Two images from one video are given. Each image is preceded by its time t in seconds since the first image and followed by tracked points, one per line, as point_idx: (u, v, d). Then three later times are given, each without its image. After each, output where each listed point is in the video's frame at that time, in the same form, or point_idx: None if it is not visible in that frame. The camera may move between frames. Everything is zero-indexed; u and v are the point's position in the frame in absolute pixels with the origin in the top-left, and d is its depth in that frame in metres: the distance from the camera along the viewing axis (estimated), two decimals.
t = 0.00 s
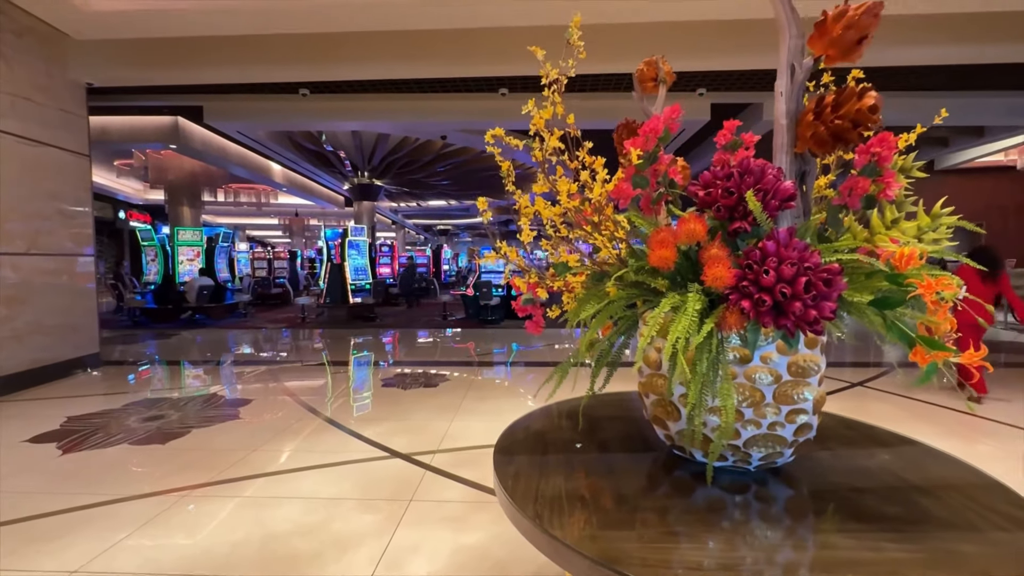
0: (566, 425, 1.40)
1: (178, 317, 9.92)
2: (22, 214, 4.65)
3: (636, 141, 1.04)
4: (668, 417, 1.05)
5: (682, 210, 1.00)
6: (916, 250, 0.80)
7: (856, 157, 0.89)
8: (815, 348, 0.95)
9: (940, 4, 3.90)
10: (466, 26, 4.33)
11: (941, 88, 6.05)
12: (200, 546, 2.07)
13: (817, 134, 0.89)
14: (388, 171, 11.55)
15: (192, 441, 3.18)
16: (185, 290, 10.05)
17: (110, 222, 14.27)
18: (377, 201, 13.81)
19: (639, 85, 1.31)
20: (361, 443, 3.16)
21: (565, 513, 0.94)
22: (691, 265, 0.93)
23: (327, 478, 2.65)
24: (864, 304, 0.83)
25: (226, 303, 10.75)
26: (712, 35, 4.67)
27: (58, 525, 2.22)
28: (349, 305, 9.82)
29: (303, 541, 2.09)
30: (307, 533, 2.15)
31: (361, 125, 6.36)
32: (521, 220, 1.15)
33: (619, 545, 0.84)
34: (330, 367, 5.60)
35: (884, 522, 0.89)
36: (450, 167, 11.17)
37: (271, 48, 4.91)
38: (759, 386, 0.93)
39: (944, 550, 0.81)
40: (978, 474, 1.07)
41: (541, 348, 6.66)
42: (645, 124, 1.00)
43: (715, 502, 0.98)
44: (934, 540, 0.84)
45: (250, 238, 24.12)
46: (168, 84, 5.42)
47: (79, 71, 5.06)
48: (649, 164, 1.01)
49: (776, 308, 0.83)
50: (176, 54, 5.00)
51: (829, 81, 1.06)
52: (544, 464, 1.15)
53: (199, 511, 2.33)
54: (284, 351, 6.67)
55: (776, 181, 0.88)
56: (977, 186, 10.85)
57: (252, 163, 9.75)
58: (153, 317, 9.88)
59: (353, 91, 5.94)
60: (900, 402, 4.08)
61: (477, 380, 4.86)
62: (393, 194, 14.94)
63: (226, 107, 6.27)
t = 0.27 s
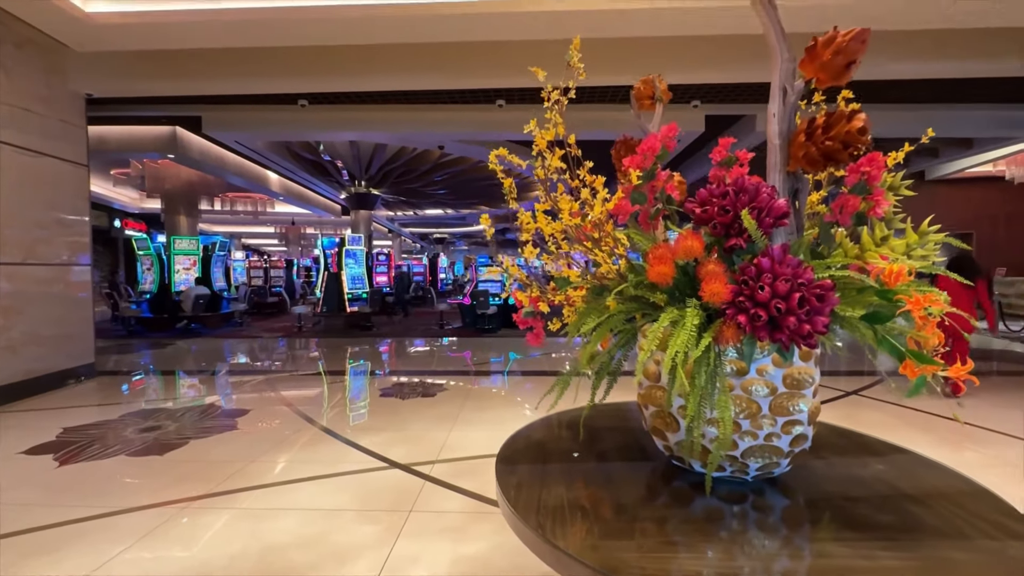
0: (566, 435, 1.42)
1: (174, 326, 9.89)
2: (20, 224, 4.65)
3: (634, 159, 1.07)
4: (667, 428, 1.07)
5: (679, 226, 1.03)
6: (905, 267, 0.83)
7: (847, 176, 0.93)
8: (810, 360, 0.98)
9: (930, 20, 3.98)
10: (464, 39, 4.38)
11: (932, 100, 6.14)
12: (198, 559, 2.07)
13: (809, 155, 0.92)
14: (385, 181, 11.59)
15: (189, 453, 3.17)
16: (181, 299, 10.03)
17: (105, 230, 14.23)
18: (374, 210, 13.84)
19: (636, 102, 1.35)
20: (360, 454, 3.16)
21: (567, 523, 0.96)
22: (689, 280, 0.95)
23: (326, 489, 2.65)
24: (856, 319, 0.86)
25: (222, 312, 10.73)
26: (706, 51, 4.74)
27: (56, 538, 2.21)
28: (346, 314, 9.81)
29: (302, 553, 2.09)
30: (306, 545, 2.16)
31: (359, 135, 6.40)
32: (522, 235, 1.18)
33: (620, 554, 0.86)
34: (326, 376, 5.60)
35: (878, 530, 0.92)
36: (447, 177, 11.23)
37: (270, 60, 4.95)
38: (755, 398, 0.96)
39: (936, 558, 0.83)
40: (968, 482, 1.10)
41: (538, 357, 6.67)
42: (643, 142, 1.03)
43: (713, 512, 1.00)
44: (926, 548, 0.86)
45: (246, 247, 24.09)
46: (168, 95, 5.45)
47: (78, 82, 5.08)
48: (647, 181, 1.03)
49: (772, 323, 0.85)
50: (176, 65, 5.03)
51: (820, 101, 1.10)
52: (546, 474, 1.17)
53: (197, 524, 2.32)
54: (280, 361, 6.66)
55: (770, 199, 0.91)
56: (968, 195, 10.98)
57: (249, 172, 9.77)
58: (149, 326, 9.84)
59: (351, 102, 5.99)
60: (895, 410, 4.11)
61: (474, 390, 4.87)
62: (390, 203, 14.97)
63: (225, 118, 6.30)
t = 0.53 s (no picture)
0: (568, 445, 1.44)
1: (170, 335, 9.86)
2: (19, 234, 4.66)
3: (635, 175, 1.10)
4: (669, 438, 1.10)
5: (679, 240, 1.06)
6: (897, 282, 0.86)
7: (840, 194, 0.96)
8: (807, 372, 1.01)
9: (922, 36, 4.03)
10: (463, 52, 4.43)
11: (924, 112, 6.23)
12: (200, 570, 2.07)
13: (804, 173, 0.96)
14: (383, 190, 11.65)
15: (188, 463, 3.17)
16: (179, 308, 10.02)
17: (102, 239, 14.22)
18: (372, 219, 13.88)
19: (635, 119, 1.39)
20: (360, 464, 3.17)
21: (572, 532, 0.98)
22: (689, 294, 0.98)
23: (327, 500, 2.66)
24: (851, 332, 0.89)
25: (219, 321, 10.71)
26: (701, 63, 4.81)
27: (57, 550, 2.21)
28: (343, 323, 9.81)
29: (305, 564, 2.09)
30: (309, 555, 2.16)
31: (358, 146, 6.45)
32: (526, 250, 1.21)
33: (624, 563, 0.88)
34: (324, 386, 5.60)
35: (876, 539, 0.94)
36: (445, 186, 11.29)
37: (271, 73, 5.00)
38: (754, 409, 0.99)
39: (931, 567, 0.85)
40: (962, 490, 1.12)
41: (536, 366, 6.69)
42: (643, 160, 1.06)
43: (714, 520, 1.02)
44: (922, 556, 0.88)
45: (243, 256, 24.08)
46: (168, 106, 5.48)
47: (80, 93, 5.12)
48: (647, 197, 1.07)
49: (770, 336, 0.88)
50: (177, 77, 5.08)
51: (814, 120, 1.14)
52: (550, 484, 1.19)
53: (199, 534, 2.33)
54: (277, 370, 6.65)
55: (767, 216, 0.94)
56: (960, 205, 11.10)
57: (248, 182, 9.80)
58: (145, 335, 9.82)
59: (351, 113, 6.03)
60: (890, 419, 4.14)
61: (473, 399, 4.88)
62: (387, 212, 15.02)
63: (225, 129, 6.34)
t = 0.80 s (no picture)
0: (570, 456, 1.47)
1: (168, 346, 9.85)
2: (22, 246, 4.68)
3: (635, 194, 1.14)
4: (670, 450, 1.13)
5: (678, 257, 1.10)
6: (887, 299, 0.90)
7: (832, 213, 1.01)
8: (803, 385, 1.04)
9: (914, 54, 4.10)
10: (463, 68, 4.49)
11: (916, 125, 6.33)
12: None
13: (798, 194, 1.00)
14: (383, 201, 11.71)
15: (190, 475, 3.18)
16: (177, 319, 10.01)
17: (100, 249, 14.22)
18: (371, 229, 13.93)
19: (635, 138, 1.44)
20: (361, 475, 3.17)
21: (577, 542, 1.00)
22: (689, 310, 1.02)
23: (329, 511, 2.67)
24: (844, 346, 0.93)
25: (217, 332, 10.70)
26: (697, 78, 4.86)
27: (60, 562, 2.22)
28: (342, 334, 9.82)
29: None
30: (312, 567, 2.17)
31: (358, 158, 6.50)
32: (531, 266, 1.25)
33: (627, 572, 0.91)
34: (323, 397, 5.60)
35: (872, 548, 0.97)
36: (444, 197, 11.35)
37: (273, 87, 5.06)
38: (753, 421, 1.02)
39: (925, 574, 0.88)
40: (954, 500, 1.16)
41: (534, 377, 6.70)
42: (643, 179, 1.10)
43: (715, 530, 1.05)
44: (916, 564, 0.91)
45: (240, 265, 24.08)
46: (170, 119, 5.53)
47: (83, 107, 5.17)
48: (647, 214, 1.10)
49: (767, 351, 0.92)
50: (180, 91, 5.14)
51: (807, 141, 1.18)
52: (554, 495, 1.22)
53: (202, 547, 2.33)
54: (275, 381, 6.65)
55: (762, 235, 0.98)
56: (954, 216, 11.21)
57: (247, 193, 9.85)
58: (143, 346, 9.80)
59: (351, 126, 6.10)
60: (887, 429, 4.17)
61: (472, 410, 4.89)
62: (386, 222, 15.07)
63: (226, 141, 6.39)
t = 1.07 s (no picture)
0: (572, 468, 1.49)
1: (167, 357, 9.84)
2: (24, 259, 4.71)
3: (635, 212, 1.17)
4: (670, 461, 1.15)
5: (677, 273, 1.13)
6: (879, 316, 0.93)
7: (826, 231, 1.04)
8: (799, 398, 1.07)
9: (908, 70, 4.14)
10: (463, 83, 4.55)
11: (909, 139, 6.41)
12: None
13: (794, 212, 1.03)
14: (382, 212, 11.77)
15: (191, 487, 3.18)
16: (176, 330, 10.01)
17: (99, 260, 14.23)
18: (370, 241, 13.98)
19: (634, 156, 1.48)
20: (362, 487, 3.18)
21: (580, 553, 1.02)
22: (688, 325, 1.05)
23: (330, 524, 2.68)
24: (838, 361, 0.96)
25: (216, 342, 10.70)
26: (694, 93, 4.91)
27: None
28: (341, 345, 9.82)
29: None
30: None
31: (358, 170, 6.56)
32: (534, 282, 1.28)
33: None
34: (321, 408, 5.60)
35: (869, 558, 0.99)
36: (443, 208, 11.42)
37: (275, 101, 5.12)
38: (751, 433, 1.05)
39: None
40: (950, 511, 1.18)
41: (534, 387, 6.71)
42: (643, 198, 1.14)
43: (715, 541, 1.07)
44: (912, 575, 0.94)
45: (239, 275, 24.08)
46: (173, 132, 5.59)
47: (87, 120, 5.22)
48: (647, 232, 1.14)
49: (764, 365, 0.95)
50: (184, 105, 5.20)
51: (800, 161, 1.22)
52: (556, 506, 1.24)
53: (204, 560, 2.34)
54: (273, 392, 6.64)
55: (758, 252, 1.01)
56: (949, 227, 11.31)
57: (247, 205, 9.90)
58: (141, 357, 9.78)
59: (352, 138, 6.15)
60: (886, 439, 4.19)
61: (471, 421, 4.90)
62: (385, 233, 15.12)
63: (228, 153, 6.45)
